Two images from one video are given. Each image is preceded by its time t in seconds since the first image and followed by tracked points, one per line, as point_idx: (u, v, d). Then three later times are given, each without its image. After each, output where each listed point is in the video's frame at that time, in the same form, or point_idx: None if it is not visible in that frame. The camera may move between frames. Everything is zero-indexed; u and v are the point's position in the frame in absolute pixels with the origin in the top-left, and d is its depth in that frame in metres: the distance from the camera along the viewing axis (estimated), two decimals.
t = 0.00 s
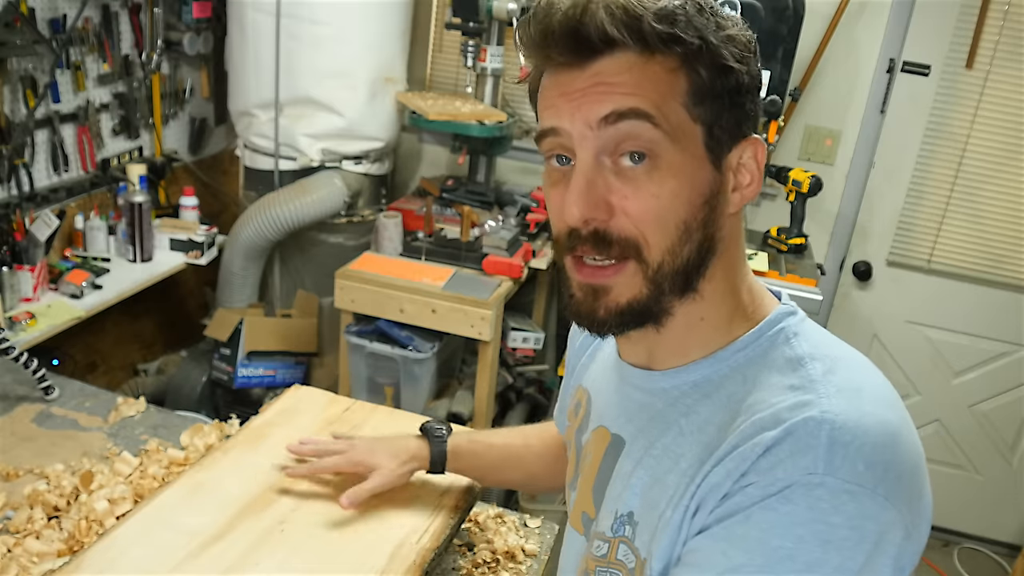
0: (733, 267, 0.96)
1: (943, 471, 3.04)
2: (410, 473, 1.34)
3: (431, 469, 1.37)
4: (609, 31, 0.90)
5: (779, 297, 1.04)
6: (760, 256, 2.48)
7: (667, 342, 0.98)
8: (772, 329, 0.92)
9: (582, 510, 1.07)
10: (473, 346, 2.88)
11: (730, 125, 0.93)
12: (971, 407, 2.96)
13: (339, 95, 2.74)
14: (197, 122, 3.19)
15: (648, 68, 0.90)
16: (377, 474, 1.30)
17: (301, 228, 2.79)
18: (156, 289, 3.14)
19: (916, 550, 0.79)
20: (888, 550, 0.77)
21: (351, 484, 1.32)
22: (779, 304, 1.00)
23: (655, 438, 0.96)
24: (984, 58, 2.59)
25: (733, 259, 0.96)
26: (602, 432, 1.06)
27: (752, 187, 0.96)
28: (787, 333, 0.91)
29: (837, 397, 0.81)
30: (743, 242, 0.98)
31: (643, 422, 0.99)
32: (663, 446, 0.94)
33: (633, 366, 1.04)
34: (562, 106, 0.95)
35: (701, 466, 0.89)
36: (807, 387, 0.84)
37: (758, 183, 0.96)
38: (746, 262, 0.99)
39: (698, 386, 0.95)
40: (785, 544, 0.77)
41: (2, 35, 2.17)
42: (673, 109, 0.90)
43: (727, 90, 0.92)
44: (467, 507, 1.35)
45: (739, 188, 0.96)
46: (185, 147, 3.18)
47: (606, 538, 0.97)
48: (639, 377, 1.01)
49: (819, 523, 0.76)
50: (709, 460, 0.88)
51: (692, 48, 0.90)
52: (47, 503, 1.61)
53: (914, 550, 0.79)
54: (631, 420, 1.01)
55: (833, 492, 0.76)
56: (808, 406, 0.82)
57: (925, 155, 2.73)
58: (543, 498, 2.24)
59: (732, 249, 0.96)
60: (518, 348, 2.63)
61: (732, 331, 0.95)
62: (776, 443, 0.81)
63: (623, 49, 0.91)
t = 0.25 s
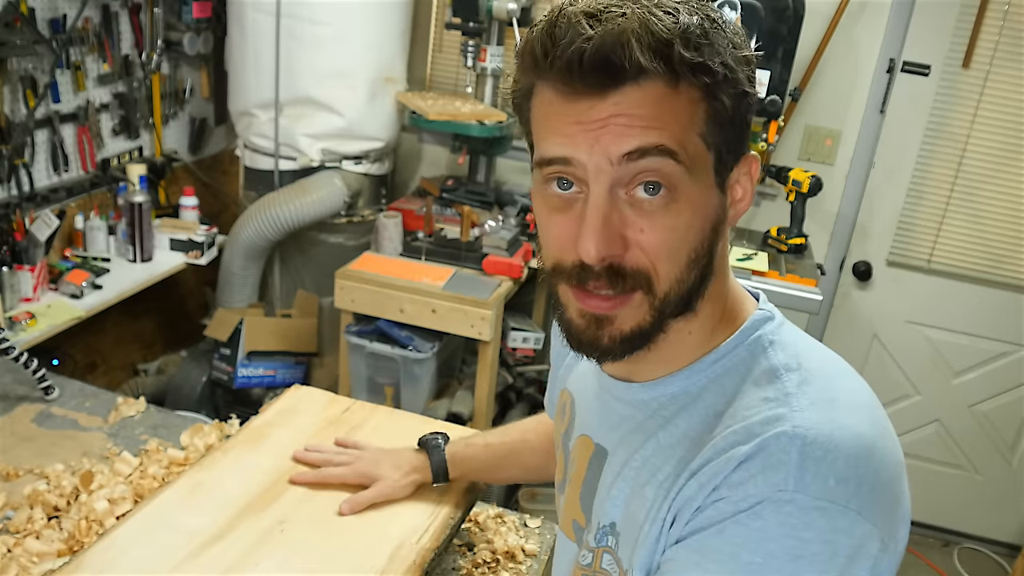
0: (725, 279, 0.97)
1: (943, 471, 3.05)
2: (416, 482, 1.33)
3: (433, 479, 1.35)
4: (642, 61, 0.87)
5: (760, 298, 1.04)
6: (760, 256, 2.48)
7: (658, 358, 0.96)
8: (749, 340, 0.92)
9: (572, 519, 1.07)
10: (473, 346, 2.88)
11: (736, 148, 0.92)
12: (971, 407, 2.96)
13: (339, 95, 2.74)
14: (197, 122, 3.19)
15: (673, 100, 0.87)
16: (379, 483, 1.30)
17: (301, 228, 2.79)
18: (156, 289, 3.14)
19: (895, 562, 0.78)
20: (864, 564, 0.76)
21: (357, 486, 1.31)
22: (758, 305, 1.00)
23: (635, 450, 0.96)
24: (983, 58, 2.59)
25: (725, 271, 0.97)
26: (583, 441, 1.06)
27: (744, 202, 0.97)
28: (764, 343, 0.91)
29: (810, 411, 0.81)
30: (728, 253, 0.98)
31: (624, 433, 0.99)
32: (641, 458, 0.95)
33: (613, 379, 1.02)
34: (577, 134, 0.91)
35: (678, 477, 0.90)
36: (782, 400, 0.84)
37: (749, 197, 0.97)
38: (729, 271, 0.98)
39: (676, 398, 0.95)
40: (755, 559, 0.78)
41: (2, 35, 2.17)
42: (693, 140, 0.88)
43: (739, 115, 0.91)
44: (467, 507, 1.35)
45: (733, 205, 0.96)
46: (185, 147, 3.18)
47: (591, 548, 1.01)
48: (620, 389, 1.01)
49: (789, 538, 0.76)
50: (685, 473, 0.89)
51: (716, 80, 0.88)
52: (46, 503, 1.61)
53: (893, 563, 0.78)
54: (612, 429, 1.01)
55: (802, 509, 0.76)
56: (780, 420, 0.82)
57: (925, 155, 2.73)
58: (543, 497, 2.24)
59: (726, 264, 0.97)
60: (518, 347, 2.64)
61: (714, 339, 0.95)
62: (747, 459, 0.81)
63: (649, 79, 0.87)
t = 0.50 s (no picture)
0: (726, 286, 0.97)
1: (943, 471, 3.05)
2: (416, 485, 1.32)
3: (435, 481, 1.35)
4: (630, 68, 0.86)
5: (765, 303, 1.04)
6: (760, 256, 2.48)
7: (661, 366, 0.97)
8: (757, 346, 0.92)
9: (576, 521, 1.07)
10: (473, 346, 2.88)
11: (735, 153, 0.92)
12: (971, 407, 2.96)
13: (338, 95, 2.74)
14: (197, 122, 3.19)
15: (666, 108, 0.87)
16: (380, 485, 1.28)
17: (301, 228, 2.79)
18: (155, 289, 3.14)
19: (904, 566, 0.78)
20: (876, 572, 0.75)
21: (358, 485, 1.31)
22: (763, 311, 1.00)
23: (641, 457, 0.96)
24: (984, 58, 2.59)
25: (726, 276, 0.97)
26: (587, 445, 1.06)
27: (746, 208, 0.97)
28: (771, 349, 0.91)
29: (822, 418, 0.82)
30: (730, 258, 0.99)
31: (630, 440, 0.99)
32: (648, 465, 0.95)
33: (617, 384, 1.02)
34: (568, 144, 0.91)
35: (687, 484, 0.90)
36: (792, 407, 0.84)
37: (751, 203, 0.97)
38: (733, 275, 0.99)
39: (683, 404, 0.95)
40: (770, 567, 0.77)
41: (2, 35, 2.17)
42: (687, 148, 0.88)
43: (737, 121, 0.91)
44: (468, 507, 1.35)
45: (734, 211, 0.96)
46: (185, 147, 3.18)
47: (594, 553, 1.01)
48: (625, 395, 1.01)
49: (804, 545, 0.76)
50: (695, 480, 0.89)
51: (711, 85, 0.88)
52: (47, 503, 1.61)
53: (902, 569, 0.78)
54: (618, 435, 1.01)
55: (817, 515, 0.76)
56: (792, 427, 0.82)
57: (925, 155, 2.73)
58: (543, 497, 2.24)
59: (727, 270, 0.97)
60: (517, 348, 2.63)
61: (722, 344, 0.95)
62: (760, 466, 0.81)
63: (640, 87, 0.87)
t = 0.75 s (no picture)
0: (723, 274, 0.97)
1: (943, 472, 3.05)
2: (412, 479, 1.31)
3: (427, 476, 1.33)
4: (601, 64, 0.87)
5: (772, 298, 1.04)
6: (760, 256, 2.48)
7: (660, 356, 0.97)
8: (764, 335, 0.92)
9: (574, 512, 1.07)
10: (473, 346, 2.88)
11: (720, 142, 0.92)
12: (971, 407, 2.96)
13: (338, 95, 2.74)
14: (197, 122, 3.19)
15: (642, 99, 0.87)
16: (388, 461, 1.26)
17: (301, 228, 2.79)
18: (155, 289, 3.14)
19: (915, 553, 0.79)
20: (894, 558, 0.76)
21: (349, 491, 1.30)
22: (768, 307, 1.00)
23: (650, 448, 0.95)
24: (984, 58, 2.59)
25: (723, 265, 0.97)
26: (592, 436, 1.06)
27: (741, 197, 0.96)
28: (778, 338, 0.91)
29: (835, 404, 0.82)
30: (729, 248, 0.98)
31: (638, 430, 0.98)
32: (658, 456, 0.94)
33: (622, 376, 1.02)
34: (549, 139, 0.91)
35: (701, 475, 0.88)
36: (803, 395, 0.85)
37: (746, 192, 0.97)
38: (734, 267, 0.99)
39: (689, 393, 0.94)
40: (795, 556, 0.77)
41: (2, 35, 2.17)
42: (667, 139, 0.88)
43: (717, 110, 0.91)
44: (468, 507, 1.35)
45: (727, 199, 0.96)
46: (185, 147, 3.18)
47: (600, 544, 0.99)
48: (631, 387, 1.00)
49: (827, 531, 0.76)
50: (710, 471, 0.87)
51: (685, 75, 0.88)
52: (47, 503, 1.61)
53: (912, 555, 0.79)
54: (624, 425, 1.01)
55: (839, 500, 0.76)
56: (806, 414, 0.82)
57: (925, 155, 2.73)
58: (542, 498, 2.24)
59: (722, 259, 0.97)
60: (518, 347, 2.66)
61: (723, 336, 0.95)
62: (778, 453, 0.80)
63: (614, 80, 0.88)
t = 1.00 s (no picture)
0: (734, 272, 0.97)
1: (943, 471, 3.05)
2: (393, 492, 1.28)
3: (406, 485, 1.30)
4: (618, 65, 0.87)
5: (775, 301, 1.03)
6: (760, 256, 2.48)
7: (670, 357, 0.97)
8: (771, 337, 0.91)
9: (576, 513, 1.06)
10: (473, 346, 2.88)
11: (733, 142, 0.92)
12: (971, 407, 2.96)
13: (338, 95, 2.74)
14: (197, 122, 3.19)
15: (658, 101, 0.87)
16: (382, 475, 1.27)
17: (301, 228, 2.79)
18: (155, 289, 3.14)
19: (917, 556, 0.80)
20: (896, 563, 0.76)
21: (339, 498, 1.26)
22: (773, 306, 0.99)
23: (655, 447, 0.95)
24: (984, 58, 2.59)
25: (734, 263, 0.97)
26: (594, 436, 1.05)
27: (751, 197, 0.97)
28: (785, 340, 0.91)
29: (843, 408, 0.82)
30: (737, 247, 0.98)
31: (642, 429, 0.98)
32: (663, 455, 0.93)
33: (627, 374, 1.01)
34: (564, 141, 0.91)
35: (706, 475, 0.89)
36: (810, 397, 0.85)
37: (756, 192, 0.97)
38: (740, 268, 0.98)
39: (695, 393, 0.94)
40: (798, 559, 0.78)
41: (2, 35, 2.17)
42: (682, 140, 0.88)
43: (732, 109, 0.91)
44: (467, 507, 1.35)
45: (739, 199, 0.96)
46: (185, 147, 3.18)
47: (602, 544, 0.98)
48: (635, 385, 1.00)
49: (830, 536, 0.76)
50: (716, 471, 0.88)
51: (700, 75, 0.88)
52: (47, 503, 1.61)
53: (913, 559, 0.80)
54: (628, 424, 1.00)
55: (844, 506, 0.77)
56: (813, 418, 0.82)
57: (925, 155, 2.73)
58: (542, 498, 2.24)
59: (733, 258, 0.97)
60: (518, 347, 2.66)
61: (731, 337, 0.94)
62: (785, 457, 0.81)
63: (631, 81, 0.87)
